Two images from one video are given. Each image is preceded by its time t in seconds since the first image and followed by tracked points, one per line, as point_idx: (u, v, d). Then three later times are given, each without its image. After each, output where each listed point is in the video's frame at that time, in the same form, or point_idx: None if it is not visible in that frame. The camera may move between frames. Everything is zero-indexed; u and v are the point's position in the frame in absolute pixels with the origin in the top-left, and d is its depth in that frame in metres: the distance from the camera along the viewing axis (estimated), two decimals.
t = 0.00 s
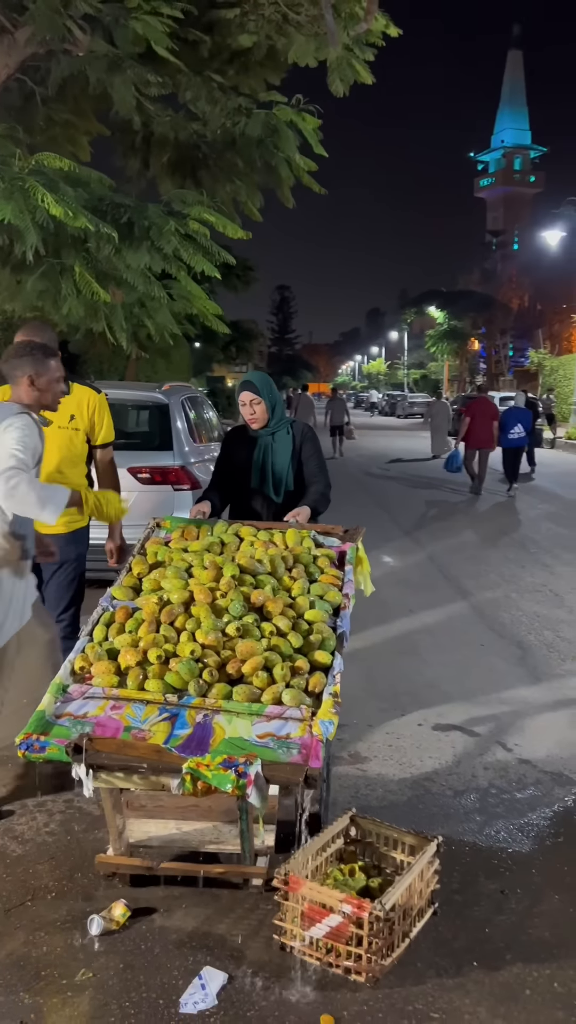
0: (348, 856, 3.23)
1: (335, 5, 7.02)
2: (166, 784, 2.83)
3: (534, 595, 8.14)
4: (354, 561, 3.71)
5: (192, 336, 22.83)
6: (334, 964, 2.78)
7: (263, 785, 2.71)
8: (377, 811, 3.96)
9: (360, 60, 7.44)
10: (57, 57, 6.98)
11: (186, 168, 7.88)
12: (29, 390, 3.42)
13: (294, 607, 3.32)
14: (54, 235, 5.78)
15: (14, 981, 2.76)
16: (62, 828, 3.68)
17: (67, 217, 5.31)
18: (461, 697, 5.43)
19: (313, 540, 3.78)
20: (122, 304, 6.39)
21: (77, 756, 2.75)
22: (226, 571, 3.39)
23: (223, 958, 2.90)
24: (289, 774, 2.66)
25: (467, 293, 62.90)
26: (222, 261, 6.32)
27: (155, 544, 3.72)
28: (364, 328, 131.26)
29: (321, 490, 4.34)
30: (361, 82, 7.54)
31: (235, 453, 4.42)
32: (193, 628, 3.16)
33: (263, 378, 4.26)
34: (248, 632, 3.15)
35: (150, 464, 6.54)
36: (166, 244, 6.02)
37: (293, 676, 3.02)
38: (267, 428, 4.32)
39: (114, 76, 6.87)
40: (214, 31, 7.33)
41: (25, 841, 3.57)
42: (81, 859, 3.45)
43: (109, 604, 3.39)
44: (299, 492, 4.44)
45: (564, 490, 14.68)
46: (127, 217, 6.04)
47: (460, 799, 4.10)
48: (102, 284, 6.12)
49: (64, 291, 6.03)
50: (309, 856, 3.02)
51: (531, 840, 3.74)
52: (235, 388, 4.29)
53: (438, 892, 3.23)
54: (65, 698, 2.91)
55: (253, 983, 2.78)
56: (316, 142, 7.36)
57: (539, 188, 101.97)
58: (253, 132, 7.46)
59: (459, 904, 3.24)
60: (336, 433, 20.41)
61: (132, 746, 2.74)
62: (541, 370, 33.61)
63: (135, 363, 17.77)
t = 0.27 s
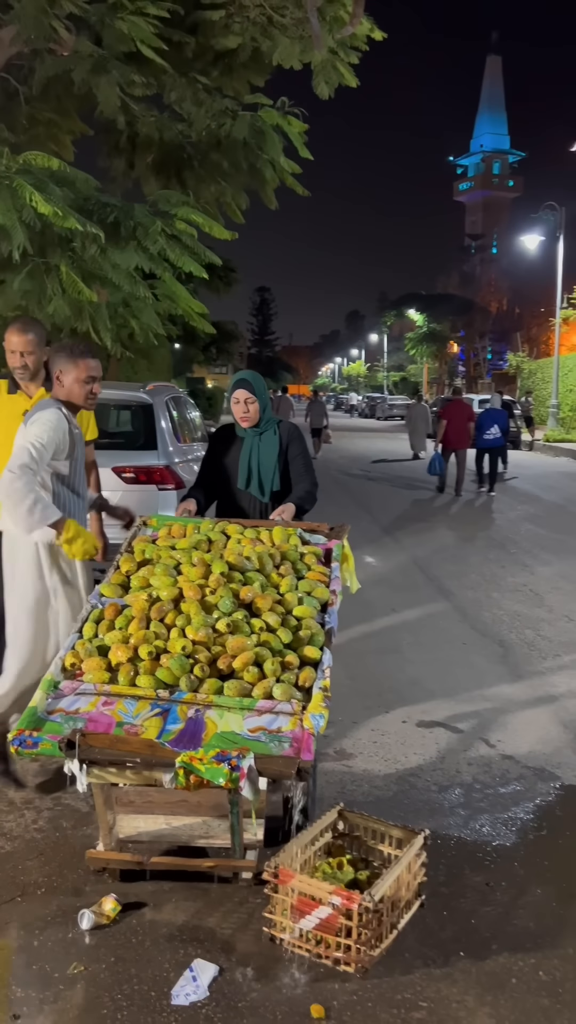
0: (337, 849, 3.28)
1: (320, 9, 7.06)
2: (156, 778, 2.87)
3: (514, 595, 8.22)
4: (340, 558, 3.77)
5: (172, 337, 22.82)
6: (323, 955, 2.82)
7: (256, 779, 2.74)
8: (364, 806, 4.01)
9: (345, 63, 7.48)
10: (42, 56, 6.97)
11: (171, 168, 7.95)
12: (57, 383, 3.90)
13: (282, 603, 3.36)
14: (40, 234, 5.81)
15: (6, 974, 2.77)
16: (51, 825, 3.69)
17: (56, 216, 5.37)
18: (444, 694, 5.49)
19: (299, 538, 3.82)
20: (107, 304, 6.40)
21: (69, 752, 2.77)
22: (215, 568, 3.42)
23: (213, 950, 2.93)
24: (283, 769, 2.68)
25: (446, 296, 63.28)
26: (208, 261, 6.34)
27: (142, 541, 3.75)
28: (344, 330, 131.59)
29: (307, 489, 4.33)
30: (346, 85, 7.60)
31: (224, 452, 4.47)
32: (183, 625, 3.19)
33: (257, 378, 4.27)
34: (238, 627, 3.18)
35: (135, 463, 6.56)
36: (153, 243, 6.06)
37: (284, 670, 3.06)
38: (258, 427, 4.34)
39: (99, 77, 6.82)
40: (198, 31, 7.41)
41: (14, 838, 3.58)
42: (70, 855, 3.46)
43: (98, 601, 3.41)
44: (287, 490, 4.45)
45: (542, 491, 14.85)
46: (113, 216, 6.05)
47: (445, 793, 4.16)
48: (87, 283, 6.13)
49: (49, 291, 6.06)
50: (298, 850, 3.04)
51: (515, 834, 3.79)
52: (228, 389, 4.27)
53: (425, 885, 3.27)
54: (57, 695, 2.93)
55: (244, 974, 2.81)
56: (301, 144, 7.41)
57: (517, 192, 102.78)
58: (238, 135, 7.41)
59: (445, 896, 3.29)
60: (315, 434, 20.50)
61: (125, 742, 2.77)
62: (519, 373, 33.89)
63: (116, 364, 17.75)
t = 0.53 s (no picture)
0: (325, 847, 3.31)
1: (308, 12, 7.10)
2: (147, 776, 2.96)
3: (498, 595, 8.28)
4: (326, 557, 3.79)
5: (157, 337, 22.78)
6: (312, 950, 2.85)
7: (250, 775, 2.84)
8: (350, 804, 4.04)
9: (332, 66, 7.51)
10: (29, 56, 6.96)
11: (158, 169, 7.95)
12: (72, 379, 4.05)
13: (271, 602, 3.39)
14: (28, 234, 5.82)
15: None
16: (40, 824, 3.70)
17: (44, 216, 5.39)
18: (430, 693, 5.54)
19: (284, 537, 3.85)
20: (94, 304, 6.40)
21: (63, 751, 2.85)
22: (203, 567, 3.44)
23: (203, 947, 2.95)
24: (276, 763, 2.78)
25: (430, 298, 63.52)
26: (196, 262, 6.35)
27: (129, 542, 3.76)
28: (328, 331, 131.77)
29: (296, 489, 4.37)
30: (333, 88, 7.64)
31: (214, 452, 4.49)
32: (173, 624, 3.20)
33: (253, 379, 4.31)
34: (227, 626, 3.20)
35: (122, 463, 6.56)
36: (141, 244, 6.08)
37: (274, 668, 3.08)
38: (250, 427, 4.38)
39: (87, 76, 6.78)
40: (185, 33, 7.46)
41: (3, 838, 3.59)
42: (60, 853, 3.47)
43: (86, 601, 3.42)
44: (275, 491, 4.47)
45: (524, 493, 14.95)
46: (101, 217, 6.08)
47: (431, 791, 4.20)
48: (75, 284, 6.14)
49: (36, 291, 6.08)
50: (287, 847, 3.06)
51: (500, 831, 3.84)
52: (226, 387, 4.28)
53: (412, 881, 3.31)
54: (48, 694, 2.93)
55: (234, 971, 2.84)
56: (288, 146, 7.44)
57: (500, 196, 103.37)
58: (225, 137, 7.45)
59: (431, 892, 3.33)
60: (299, 435, 20.55)
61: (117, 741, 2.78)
62: (502, 375, 34.06)
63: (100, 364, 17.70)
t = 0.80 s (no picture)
0: (314, 847, 3.32)
1: (297, 16, 7.14)
2: (136, 778, 3.02)
3: (484, 598, 8.33)
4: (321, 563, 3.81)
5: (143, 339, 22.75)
6: (301, 951, 2.86)
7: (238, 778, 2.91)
8: (339, 805, 4.06)
9: (320, 70, 7.54)
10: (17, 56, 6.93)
11: (146, 170, 7.91)
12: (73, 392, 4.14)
13: (263, 606, 3.40)
14: (16, 235, 5.78)
15: None
16: (28, 826, 3.69)
17: (32, 217, 5.35)
18: (417, 695, 5.57)
19: (281, 541, 3.86)
20: (82, 305, 6.40)
21: (51, 752, 2.88)
22: (197, 570, 3.46)
23: (193, 948, 2.96)
24: (263, 768, 2.83)
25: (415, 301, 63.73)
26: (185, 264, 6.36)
27: (124, 542, 3.77)
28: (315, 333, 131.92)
29: (287, 490, 4.40)
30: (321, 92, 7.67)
31: (204, 455, 4.49)
32: (165, 626, 3.21)
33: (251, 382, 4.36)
34: (219, 629, 3.21)
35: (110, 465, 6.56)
36: (130, 245, 6.07)
37: (264, 672, 3.09)
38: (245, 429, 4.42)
39: (77, 78, 6.81)
40: (173, 36, 7.51)
41: None
42: (49, 856, 3.47)
43: (79, 603, 3.43)
44: (264, 494, 4.48)
45: (510, 495, 15.04)
46: (89, 219, 6.05)
47: (419, 793, 4.22)
48: (63, 285, 6.14)
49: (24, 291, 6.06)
50: (277, 847, 3.08)
51: (487, 831, 3.87)
52: (225, 387, 4.31)
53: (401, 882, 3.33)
54: (38, 694, 2.93)
55: (224, 972, 2.85)
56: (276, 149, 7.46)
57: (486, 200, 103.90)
58: (214, 139, 7.50)
59: (420, 893, 3.36)
60: (285, 437, 20.56)
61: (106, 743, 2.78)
62: (487, 379, 34.23)
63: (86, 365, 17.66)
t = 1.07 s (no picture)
0: (302, 849, 3.32)
1: (287, 19, 7.15)
2: (124, 780, 3.01)
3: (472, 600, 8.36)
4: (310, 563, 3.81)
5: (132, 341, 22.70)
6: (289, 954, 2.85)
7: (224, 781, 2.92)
8: (327, 807, 4.06)
9: (310, 73, 7.54)
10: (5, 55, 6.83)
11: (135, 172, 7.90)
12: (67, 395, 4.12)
13: (252, 607, 3.40)
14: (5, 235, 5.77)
15: None
16: (15, 830, 3.67)
17: (22, 217, 5.34)
18: (405, 697, 5.58)
19: (269, 542, 3.87)
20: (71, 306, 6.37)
21: (39, 754, 2.88)
22: (185, 571, 3.45)
23: (181, 951, 2.95)
24: (251, 770, 2.83)
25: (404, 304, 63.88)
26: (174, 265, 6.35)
27: (112, 543, 3.76)
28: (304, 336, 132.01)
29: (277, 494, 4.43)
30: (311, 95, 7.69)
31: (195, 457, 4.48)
32: (153, 628, 3.20)
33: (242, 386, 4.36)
34: (207, 631, 3.20)
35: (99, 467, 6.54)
36: (119, 246, 6.06)
37: (252, 674, 3.09)
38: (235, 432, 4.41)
39: (67, 78, 6.76)
40: (163, 38, 7.50)
41: None
42: (35, 859, 3.45)
43: (67, 605, 3.42)
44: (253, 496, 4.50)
45: (498, 498, 15.10)
46: (78, 219, 6.04)
47: (407, 794, 4.23)
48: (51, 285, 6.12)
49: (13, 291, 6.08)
50: (265, 849, 3.08)
51: (475, 833, 3.88)
52: (215, 394, 4.25)
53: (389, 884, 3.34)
54: (25, 697, 2.91)
55: (212, 975, 2.84)
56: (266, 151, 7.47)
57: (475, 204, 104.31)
58: (204, 140, 7.49)
59: (408, 894, 3.36)
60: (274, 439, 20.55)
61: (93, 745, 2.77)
62: (475, 381, 34.36)
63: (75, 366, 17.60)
